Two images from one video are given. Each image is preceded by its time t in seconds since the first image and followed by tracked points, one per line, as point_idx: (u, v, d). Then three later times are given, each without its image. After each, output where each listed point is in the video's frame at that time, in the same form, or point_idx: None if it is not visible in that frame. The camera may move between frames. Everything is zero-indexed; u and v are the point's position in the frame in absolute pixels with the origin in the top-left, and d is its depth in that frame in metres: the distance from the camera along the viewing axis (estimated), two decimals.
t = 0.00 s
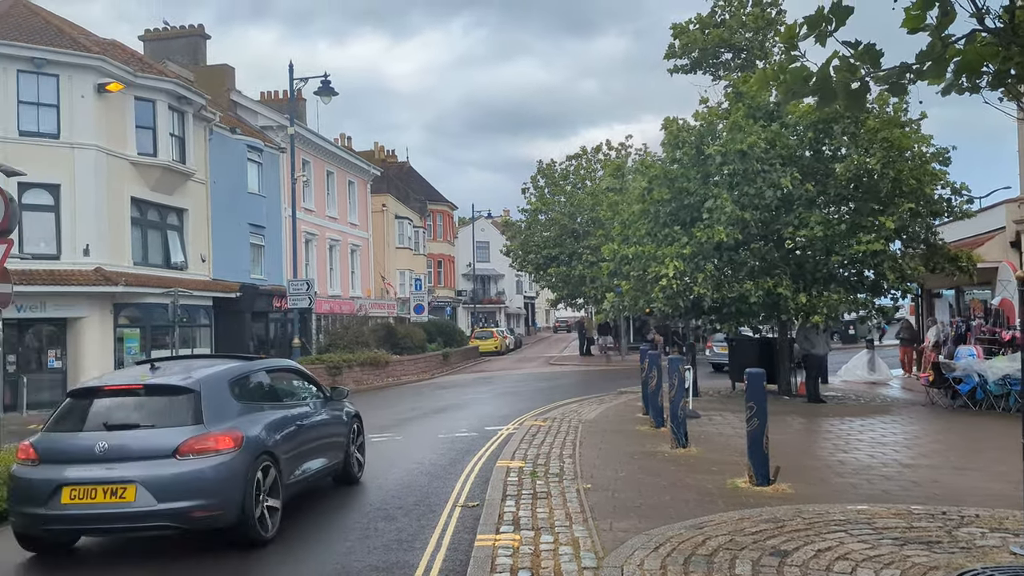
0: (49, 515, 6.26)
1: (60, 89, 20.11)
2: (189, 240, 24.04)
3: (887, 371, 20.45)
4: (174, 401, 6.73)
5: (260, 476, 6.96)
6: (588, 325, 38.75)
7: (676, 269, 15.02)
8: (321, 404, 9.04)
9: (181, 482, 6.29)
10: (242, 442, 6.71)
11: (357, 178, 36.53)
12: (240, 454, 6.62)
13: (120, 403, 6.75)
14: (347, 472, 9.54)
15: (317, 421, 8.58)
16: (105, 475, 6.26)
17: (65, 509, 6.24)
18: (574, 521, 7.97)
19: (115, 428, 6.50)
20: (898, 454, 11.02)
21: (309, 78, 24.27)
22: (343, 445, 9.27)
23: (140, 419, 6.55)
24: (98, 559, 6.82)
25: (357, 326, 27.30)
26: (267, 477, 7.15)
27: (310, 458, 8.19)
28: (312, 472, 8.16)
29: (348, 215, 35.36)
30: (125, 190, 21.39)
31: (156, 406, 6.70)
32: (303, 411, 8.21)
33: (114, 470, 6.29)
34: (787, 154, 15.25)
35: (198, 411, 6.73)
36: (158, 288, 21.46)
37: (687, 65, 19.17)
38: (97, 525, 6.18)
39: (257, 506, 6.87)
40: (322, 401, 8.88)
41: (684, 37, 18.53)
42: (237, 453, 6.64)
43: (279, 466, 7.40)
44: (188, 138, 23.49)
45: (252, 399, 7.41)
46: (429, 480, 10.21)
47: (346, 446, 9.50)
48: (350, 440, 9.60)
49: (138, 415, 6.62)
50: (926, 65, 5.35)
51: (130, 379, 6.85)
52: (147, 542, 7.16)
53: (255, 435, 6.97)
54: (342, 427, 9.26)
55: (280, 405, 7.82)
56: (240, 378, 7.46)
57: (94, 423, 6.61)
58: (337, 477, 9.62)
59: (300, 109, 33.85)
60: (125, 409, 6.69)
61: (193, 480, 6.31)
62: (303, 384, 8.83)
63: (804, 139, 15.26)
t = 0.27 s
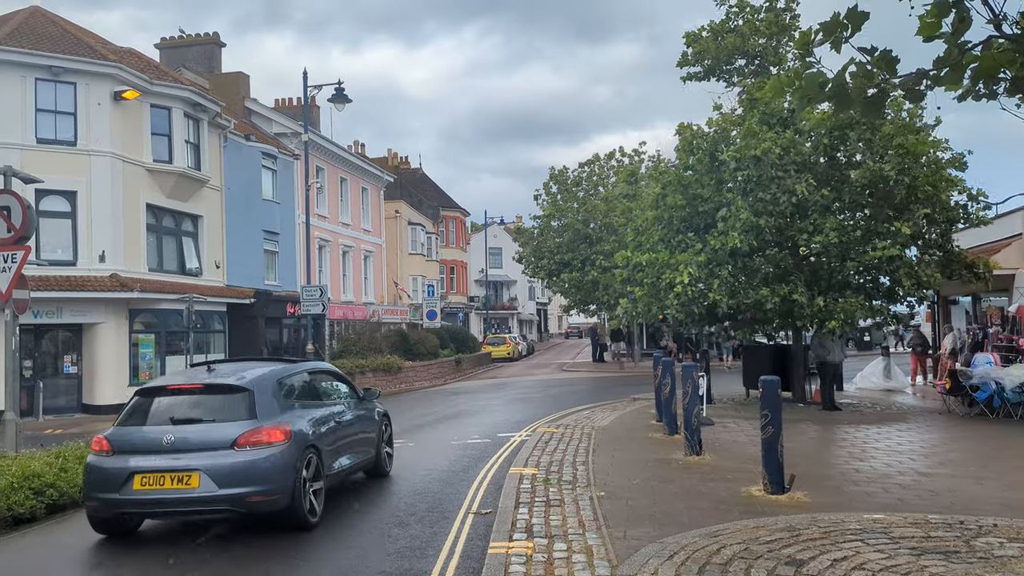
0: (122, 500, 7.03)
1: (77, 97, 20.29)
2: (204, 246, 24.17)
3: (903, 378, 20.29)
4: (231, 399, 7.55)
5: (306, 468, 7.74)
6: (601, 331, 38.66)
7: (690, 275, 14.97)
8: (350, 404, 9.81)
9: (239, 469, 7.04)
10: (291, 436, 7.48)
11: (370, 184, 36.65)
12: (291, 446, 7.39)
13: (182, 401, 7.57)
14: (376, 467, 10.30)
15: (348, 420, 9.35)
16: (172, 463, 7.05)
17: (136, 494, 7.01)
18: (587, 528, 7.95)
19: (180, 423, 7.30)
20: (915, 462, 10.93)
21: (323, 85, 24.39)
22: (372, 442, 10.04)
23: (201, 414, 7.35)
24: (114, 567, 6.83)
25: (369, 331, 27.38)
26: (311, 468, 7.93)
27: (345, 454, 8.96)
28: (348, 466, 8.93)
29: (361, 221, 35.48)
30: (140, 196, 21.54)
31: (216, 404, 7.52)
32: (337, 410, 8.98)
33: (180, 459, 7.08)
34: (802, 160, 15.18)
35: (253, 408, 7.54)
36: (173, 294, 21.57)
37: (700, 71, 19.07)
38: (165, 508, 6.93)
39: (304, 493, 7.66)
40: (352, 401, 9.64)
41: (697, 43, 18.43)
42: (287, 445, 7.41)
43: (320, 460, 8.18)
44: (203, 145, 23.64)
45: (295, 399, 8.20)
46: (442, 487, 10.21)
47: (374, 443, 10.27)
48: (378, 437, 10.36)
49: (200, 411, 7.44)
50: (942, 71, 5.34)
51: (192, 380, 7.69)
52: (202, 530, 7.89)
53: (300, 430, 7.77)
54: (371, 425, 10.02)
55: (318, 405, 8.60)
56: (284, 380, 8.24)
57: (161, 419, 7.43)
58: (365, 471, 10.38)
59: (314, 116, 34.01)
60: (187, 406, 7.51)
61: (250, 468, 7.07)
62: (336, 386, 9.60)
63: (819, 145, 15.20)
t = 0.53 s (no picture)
0: (177, 491, 7.90)
1: (91, 107, 20.46)
2: (216, 255, 24.27)
3: (916, 387, 20.15)
4: (275, 401, 8.49)
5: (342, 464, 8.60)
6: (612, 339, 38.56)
7: (702, 284, 14.92)
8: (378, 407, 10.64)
9: (284, 464, 7.93)
10: (330, 435, 8.38)
11: (381, 193, 36.76)
12: (330, 443, 8.28)
13: (230, 403, 8.51)
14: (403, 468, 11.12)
15: (376, 422, 10.18)
16: (223, 458, 7.93)
17: (191, 485, 7.88)
18: (598, 539, 7.91)
19: (230, 422, 8.21)
20: (929, 472, 10.84)
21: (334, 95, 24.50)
22: (398, 443, 10.86)
23: (248, 415, 8.28)
24: (143, 568, 7.16)
25: (380, 340, 27.47)
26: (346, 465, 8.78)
27: (375, 453, 9.80)
28: (377, 464, 9.76)
29: (372, 229, 35.58)
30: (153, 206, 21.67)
31: (262, 405, 8.46)
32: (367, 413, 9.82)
33: (231, 454, 7.97)
34: (814, 168, 15.13)
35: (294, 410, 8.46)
36: (185, 302, 21.65)
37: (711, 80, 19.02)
38: (216, 498, 7.81)
39: (341, 487, 8.53)
40: (381, 404, 10.46)
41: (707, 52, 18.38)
42: (326, 443, 8.31)
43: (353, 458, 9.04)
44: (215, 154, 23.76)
45: (329, 403, 9.07)
46: (452, 497, 10.18)
47: (400, 444, 11.07)
48: (403, 438, 11.19)
49: (248, 412, 8.36)
50: (956, 79, 5.32)
51: (239, 384, 8.63)
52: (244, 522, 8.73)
53: (337, 429, 8.67)
54: (396, 427, 10.85)
55: (350, 409, 9.46)
56: (319, 386, 9.11)
57: (213, 419, 8.36)
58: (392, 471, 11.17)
59: (325, 125, 34.16)
60: (235, 408, 8.43)
61: (294, 462, 7.95)
62: (366, 391, 10.52)
63: (831, 153, 15.14)
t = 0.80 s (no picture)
0: (223, 488, 8.75)
1: (101, 118, 20.60)
2: (225, 264, 24.36)
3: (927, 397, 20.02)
4: (310, 406, 9.30)
5: (371, 465, 9.35)
6: (621, 349, 38.46)
7: (711, 293, 14.89)
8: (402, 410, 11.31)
9: (319, 463, 8.74)
10: (361, 436, 9.16)
11: (389, 203, 36.84)
12: (361, 444, 9.07)
13: (269, 407, 9.34)
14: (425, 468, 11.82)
15: (401, 425, 10.85)
16: (265, 457, 8.78)
17: (235, 483, 8.72)
18: (607, 550, 7.88)
19: (270, 425, 9.04)
20: (941, 483, 10.76)
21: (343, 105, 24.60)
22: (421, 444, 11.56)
23: (286, 418, 9.10)
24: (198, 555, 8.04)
25: (388, 350, 27.61)
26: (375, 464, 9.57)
27: (400, 454, 10.52)
28: (403, 464, 10.48)
29: (380, 239, 35.66)
30: (163, 216, 21.78)
31: (298, 410, 9.27)
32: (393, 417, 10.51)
33: (271, 454, 8.81)
34: (823, 177, 15.08)
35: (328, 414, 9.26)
36: (194, 312, 21.72)
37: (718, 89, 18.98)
38: (258, 495, 8.65)
39: (371, 484, 9.31)
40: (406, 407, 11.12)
41: (714, 61, 18.35)
42: (357, 444, 9.09)
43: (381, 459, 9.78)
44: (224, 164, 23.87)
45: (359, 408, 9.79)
46: (460, 507, 10.16)
47: (422, 445, 11.76)
48: (426, 440, 11.89)
49: (286, 415, 9.17)
50: (965, 88, 5.31)
51: (277, 390, 9.43)
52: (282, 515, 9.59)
53: (367, 431, 9.45)
54: (420, 430, 11.58)
55: (377, 413, 10.18)
56: (350, 391, 9.89)
57: (254, 422, 9.20)
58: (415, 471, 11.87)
59: (334, 135, 34.29)
60: (273, 412, 9.25)
61: (328, 462, 8.76)
62: (391, 396, 11.27)
63: (840, 162, 15.09)
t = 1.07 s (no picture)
0: (263, 484, 9.56)
1: (111, 125, 20.71)
2: (234, 271, 24.43)
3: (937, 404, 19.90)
4: (342, 409, 10.14)
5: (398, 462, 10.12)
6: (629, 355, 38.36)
7: (720, 300, 14.86)
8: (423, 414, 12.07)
9: (352, 460, 9.55)
10: (388, 436, 9.96)
11: (397, 209, 36.90)
12: (389, 444, 9.86)
13: (304, 410, 10.21)
14: (446, 469, 12.55)
15: (424, 427, 11.63)
16: (302, 455, 9.60)
17: (274, 479, 9.53)
18: (615, 558, 7.84)
19: (306, 426, 9.88)
20: (952, 491, 10.68)
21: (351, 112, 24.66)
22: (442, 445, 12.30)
23: (320, 419, 9.94)
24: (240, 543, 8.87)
25: (395, 356, 27.91)
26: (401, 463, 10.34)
27: (424, 454, 11.28)
28: (426, 463, 11.23)
29: (388, 245, 35.72)
30: (172, 223, 21.87)
31: (331, 412, 10.13)
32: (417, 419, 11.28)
33: (308, 453, 9.64)
34: (832, 184, 15.03)
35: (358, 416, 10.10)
36: (202, 318, 21.77)
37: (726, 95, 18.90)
38: (295, 490, 9.45)
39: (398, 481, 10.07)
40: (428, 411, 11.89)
41: (721, 67, 18.27)
42: (386, 444, 9.90)
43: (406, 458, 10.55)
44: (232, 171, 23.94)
45: (386, 410, 10.59)
46: (468, 514, 10.14)
47: (443, 446, 12.48)
48: (446, 443, 12.61)
49: (321, 417, 10.01)
50: (975, 95, 5.30)
51: (312, 394, 10.29)
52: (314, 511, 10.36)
53: (394, 432, 10.26)
54: (440, 432, 12.33)
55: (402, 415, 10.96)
56: (377, 396, 10.72)
57: (290, 424, 10.06)
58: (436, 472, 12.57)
59: (341, 142, 34.37)
60: (309, 414, 10.12)
61: (359, 459, 9.55)
62: (414, 400, 12.07)
63: (849, 167, 15.05)
